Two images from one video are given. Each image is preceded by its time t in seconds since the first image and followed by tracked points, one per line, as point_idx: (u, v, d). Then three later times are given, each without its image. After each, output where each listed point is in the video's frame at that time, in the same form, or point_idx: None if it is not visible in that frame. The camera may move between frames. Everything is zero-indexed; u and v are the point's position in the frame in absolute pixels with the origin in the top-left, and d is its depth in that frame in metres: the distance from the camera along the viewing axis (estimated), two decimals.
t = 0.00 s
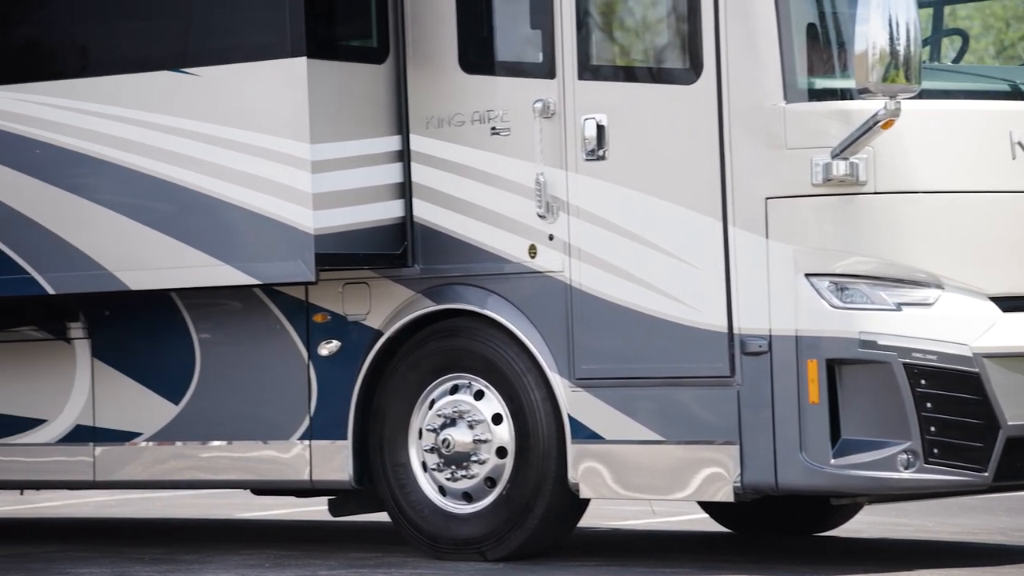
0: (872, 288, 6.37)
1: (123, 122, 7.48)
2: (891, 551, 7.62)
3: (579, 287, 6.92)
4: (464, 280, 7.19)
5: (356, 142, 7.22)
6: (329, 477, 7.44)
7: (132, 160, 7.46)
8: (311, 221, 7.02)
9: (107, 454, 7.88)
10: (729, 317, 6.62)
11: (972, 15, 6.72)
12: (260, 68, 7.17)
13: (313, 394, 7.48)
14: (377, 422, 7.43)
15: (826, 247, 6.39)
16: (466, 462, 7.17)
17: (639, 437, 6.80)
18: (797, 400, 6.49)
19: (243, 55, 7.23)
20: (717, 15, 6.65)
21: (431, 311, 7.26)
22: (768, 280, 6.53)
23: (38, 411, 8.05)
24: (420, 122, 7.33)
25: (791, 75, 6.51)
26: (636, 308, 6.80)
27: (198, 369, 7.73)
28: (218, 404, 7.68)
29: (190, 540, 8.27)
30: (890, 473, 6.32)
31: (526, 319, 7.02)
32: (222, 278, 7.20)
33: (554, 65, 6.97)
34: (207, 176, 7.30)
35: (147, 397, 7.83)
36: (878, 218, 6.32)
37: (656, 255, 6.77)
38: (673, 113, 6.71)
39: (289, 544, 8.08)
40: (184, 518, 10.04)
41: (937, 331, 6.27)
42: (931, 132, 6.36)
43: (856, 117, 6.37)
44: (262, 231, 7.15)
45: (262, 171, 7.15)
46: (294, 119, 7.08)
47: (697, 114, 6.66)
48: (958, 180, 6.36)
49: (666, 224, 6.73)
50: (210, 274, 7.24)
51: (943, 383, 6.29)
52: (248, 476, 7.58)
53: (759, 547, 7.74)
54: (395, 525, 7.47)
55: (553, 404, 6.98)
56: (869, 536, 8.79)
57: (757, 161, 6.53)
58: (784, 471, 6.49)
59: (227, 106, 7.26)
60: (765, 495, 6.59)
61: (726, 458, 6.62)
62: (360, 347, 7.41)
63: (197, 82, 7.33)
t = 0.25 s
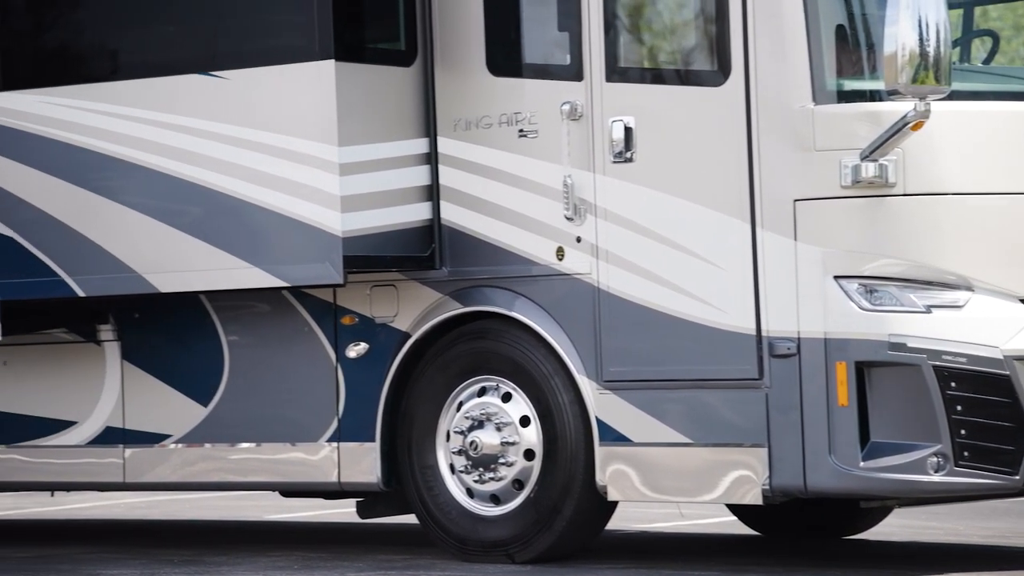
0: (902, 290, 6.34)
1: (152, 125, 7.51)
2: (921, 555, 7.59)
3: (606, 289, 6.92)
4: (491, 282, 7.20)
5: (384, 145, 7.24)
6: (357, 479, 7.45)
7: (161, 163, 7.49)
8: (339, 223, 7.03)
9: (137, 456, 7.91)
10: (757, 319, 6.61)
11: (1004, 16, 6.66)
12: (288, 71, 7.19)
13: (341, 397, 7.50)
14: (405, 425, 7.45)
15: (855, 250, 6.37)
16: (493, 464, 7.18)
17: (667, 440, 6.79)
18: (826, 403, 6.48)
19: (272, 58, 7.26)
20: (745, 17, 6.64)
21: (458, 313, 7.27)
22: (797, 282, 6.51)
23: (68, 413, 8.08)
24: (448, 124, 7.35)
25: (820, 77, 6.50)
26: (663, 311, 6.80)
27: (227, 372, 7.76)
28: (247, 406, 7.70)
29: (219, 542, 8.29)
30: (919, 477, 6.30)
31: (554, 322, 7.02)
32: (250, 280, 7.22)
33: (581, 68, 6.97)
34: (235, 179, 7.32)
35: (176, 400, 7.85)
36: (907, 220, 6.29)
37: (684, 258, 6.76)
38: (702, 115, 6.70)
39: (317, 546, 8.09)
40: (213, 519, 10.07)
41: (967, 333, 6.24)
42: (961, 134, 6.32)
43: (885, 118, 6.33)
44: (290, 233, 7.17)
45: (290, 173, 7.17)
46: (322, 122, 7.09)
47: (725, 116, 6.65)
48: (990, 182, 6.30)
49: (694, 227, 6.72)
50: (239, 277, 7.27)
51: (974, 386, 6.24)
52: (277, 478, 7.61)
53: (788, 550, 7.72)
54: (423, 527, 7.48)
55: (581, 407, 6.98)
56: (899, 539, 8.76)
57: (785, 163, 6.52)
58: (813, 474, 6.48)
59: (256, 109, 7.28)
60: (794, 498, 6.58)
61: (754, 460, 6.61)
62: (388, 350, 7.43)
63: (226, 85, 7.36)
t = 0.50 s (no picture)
0: (934, 293, 6.30)
1: (184, 128, 7.53)
2: (954, 559, 7.55)
3: (637, 292, 6.91)
4: (521, 285, 7.19)
5: (415, 148, 7.25)
6: (388, 482, 7.46)
7: (192, 167, 7.51)
8: (369, 226, 7.04)
9: (169, 458, 7.93)
10: (788, 322, 6.59)
11: None
12: (319, 75, 7.21)
13: (371, 399, 7.51)
14: (435, 428, 7.45)
15: (887, 253, 6.34)
16: (523, 467, 7.18)
17: (698, 442, 6.78)
18: (857, 406, 6.45)
19: (302, 62, 7.27)
20: (776, 19, 6.63)
21: (489, 316, 7.27)
22: (829, 285, 6.49)
23: (100, 416, 8.12)
24: (478, 127, 7.35)
25: (851, 79, 6.48)
26: (694, 314, 6.79)
27: (257, 374, 7.78)
28: (278, 409, 7.72)
29: (251, 544, 8.32)
30: (952, 480, 6.27)
31: (584, 324, 7.02)
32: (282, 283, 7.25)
33: (612, 70, 6.97)
34: (266, 183, 7.34)
35: (207, 402, 7.87)
36: (939, 223, 6.25)
37: (715, 260, 6.75)
38: (732, 118, 6.68)
39: (348, 548, 8.11)
40: (244, 522, 10.10)
41: (1000, 336, 6.17)
42: (995, 136, 6.26)
43: (917, 120, 6.30)
44: (321, 236, 7.19)
45: (321, 177, 7.19)
46: (353, 125, 7.11)
47: (756, 119, 6.64)
48: None
49: (725, 229, 6.71)
50: (270, 280, 7.29)
51: (1007, 389, 6.17)
52: (308, 480, 7.62)
53: (821, 554, 7.69)
54: (454, 530, 7.48)
55: (612, 410, 6.97)
56: (932, 543, 8.71)
57: (816, 165, 6.50)
58: (844, 477, 6.46)
59: (287, 113, 7.30)
60: (825, 501, 6.56)
61: (786, 463, 6.59)
62: (418, 352, 7.44)
63: (257, 89, 7.38)
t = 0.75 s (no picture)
0: (969, 296, 6.25)
1: (217, 132, 7.56)
2: (990, 564, 7.51)
3: (669, 295, 6.89)
4: (553, 288, 7.19)
5: (447, 151, 7.26)
6: (420, 485, 7.47)
7: (225, 170, 7.54)
8: (401, 229, 7.06)
9: (202, 460, 7.96)
10: (821, 325, 6.57)
11: None
12: (351, 78, 7.23)
13: (403, 402, 7.53)
14: (468, 430, 7.46)
15: (921, 255, 6.31)
16: (556, 470, 7.17)
17: (730, 446, 6.77)
18: (891, 409, 6.43)
19: (335, 66, 7.29)
20: (810, 21, 6.61)
21: (521, 319, 7.27)
22: (862, 288, 6.47)
23: (134, 418, 8.14)
24: (509, 130, 7.36)
25: (885, 81, 6.46)
26: (726, 317, 6.77)
27: (290, 377, 7.79)
28: (311, 411, 7.73)
29: (283, 546, 8.34)
30: (987, 484, 6.21)
31: (616, 327, 7.00)
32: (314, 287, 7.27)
33: (644, 73, 6.96)
34: (299, 186, 7.37)
35: (239, 405, 7.89)
36: (974, 225, 6.22)
37: (747, 264, 6.73)
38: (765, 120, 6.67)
39: (381, 551, 8.12)
40: (277, 524, 10.13)
41: None
42: None
43: (952, 123, 6.27)
44: (353, 239, 7.20)
45: (353, 180, 7.20)
46: (385, 128, 7.12)
47: (788, 121, 6.62)
48: None
49: (758, 232, 6.69)
50: (303, 283, 7.31)
51: None
52: (340, 483, 7.64)
53: (855, 558, 7.66)
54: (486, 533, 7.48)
55: (644, 413, 6.96)
56: (967, 548, 8.67)
57: (849, 168, 6.47)
58: (878, 481, 6.44)
59: (319, 116, 7.32)
60: (859, 505, 6.53)
61: (819, 467, 6.56)
62: (450, 355, 7.44)
63: (290, 93, 7.40)
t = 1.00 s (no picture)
0: (1003, 298, 6.22)
1: (249, 135, 7.58)
2: None
3: (700, 297, 6.88)
4: (585, 291, 7.19)
5: (478, 154, 7.27)
6: (451, 487, 7.49)
7: (257, 173, 7.57)
8: (432, 231, 7.07)
9: (234, 463, 7.98)
10: (854, 328, 6.55)
11: None
12: (382, 82, 7.24)
13: (435, 404, 7.54)
14: (499, 433, 7.46)
15: (955, 258, 6.28)
16: (587, 473, 7.17)
17: (762, 448, 6.75)
18: (925, 412, 6.39)
19: (367, 69, 7.31)
20: (843, 23, 6.59)
21: (552, 322, 7.27)
22: (895, 290, 6.44)
23: (168, 420, 8.16)
24: (541, 133, 7.36)
25: (919, 82, 6.43)
26: (758, 319, 6.76)
27: (322, 379, 7.81)
28: (343, 414, 7.75)
29: (316, 549, 8.36)
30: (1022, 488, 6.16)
31: (647, 330, 7.00)
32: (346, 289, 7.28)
33: (676, 75, 6.95)
34: (331, 189, 7.39)
35: (272, 407, 7.92)
36: (1008, 227, 6.19)
37: (780, 266, 6.71)
38: (798, 122, 6.65)
39: (413, 553, 8.13)
40: (309, 526, 10.16)
41: None
42: None
43: (986, 125, 6.24)
44: (384, 242, 7.22)
45: (385, 183, 7.22)
46: (417, 131, 7.13)
47: (821, 123, 6.60)
48: None
49: (790, 234, 6.67)
50: (334, 286, 7.33)
51: None
52: (372, 486, 7.65)
53: (889, 562, 7.63)
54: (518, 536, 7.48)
55: (675, 416, 6.95)
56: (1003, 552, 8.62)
57: (882, 170, 6.45)
58: (912, 484, 6.40)
59: (350, 119, 7.34)
60: (892, 509, 6.50)
61: (852, 470, 6.54)
62: (481, 358, 7.45)
63: (323, 96, 7.42)
